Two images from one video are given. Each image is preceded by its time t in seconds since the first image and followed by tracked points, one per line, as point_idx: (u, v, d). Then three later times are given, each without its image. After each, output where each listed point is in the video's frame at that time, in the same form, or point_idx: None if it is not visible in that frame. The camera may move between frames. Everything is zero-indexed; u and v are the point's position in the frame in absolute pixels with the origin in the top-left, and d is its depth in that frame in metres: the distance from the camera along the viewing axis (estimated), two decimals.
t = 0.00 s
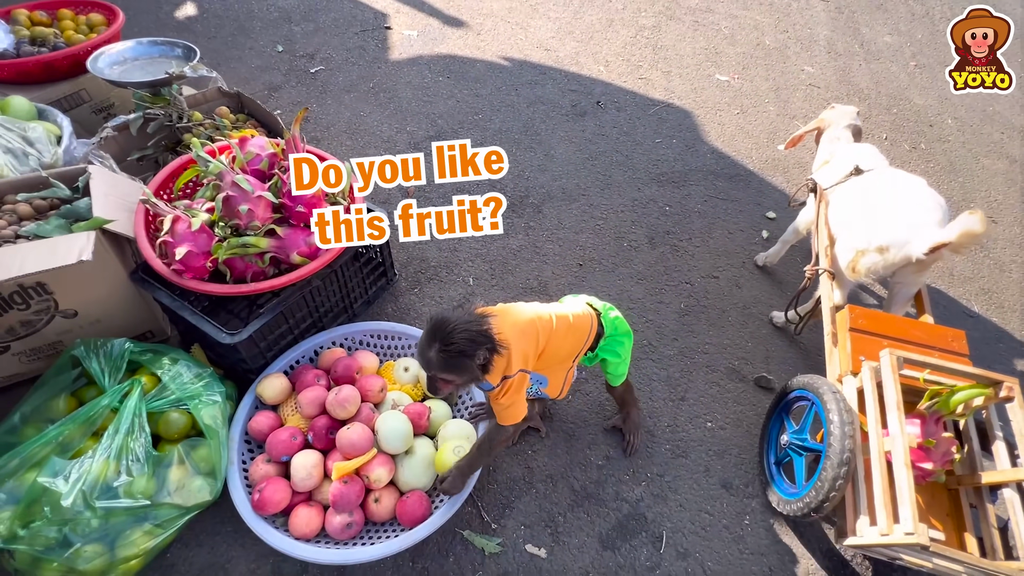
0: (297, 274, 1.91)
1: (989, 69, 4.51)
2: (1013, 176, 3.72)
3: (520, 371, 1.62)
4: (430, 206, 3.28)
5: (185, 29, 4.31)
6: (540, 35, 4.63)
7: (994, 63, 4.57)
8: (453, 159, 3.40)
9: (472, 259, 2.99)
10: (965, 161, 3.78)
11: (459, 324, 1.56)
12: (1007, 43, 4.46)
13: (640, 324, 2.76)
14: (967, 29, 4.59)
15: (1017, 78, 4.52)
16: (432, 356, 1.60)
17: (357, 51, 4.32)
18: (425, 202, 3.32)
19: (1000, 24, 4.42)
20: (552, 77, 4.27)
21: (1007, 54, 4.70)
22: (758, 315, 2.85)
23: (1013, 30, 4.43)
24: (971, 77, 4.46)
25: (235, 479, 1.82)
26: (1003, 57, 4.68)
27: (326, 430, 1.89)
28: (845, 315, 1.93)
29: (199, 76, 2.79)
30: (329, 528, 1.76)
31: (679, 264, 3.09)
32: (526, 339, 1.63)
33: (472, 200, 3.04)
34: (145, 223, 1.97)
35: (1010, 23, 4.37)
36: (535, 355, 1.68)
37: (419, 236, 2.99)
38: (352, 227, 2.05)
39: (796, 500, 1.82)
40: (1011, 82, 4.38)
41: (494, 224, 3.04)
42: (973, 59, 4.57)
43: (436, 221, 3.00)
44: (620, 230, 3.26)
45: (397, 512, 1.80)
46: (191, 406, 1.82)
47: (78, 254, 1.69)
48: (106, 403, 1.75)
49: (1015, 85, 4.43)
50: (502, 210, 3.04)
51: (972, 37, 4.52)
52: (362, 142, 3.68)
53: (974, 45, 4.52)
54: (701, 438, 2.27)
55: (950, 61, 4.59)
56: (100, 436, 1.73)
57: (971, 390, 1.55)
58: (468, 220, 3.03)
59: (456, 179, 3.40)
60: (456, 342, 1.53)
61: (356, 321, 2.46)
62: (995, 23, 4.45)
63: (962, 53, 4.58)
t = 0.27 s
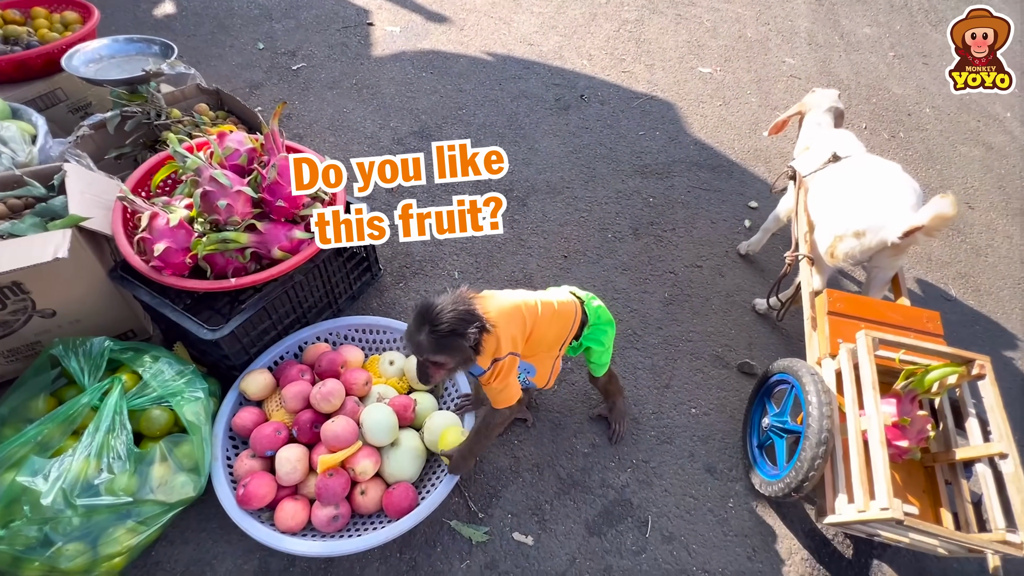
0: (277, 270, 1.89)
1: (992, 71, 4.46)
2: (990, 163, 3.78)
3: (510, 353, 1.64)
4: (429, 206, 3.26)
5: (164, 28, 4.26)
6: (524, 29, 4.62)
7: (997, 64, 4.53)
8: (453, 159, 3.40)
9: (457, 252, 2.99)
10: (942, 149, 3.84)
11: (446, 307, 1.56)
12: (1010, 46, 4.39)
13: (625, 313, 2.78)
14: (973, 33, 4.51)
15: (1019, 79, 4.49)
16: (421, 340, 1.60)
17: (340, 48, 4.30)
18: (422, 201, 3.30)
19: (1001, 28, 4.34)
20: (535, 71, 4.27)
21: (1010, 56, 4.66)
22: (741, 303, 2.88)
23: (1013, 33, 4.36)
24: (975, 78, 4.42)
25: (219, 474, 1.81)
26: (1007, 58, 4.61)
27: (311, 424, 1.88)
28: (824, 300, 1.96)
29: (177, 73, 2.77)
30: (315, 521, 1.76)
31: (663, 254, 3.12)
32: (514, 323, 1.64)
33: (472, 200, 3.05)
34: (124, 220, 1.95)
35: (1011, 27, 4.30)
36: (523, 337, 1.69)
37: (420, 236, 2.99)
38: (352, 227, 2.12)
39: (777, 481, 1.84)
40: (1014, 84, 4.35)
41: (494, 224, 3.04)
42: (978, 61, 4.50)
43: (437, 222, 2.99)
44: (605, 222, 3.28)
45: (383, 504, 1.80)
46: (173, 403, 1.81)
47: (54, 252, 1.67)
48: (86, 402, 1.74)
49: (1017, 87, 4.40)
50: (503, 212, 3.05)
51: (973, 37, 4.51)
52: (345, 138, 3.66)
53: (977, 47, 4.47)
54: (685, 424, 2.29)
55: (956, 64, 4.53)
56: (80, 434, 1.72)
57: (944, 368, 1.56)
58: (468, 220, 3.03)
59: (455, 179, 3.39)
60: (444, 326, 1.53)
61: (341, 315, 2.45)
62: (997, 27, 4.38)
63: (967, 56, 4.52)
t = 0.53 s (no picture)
0: (242, 270, 1.88)
1: (993, 71, 4.41)
2: (946, 143, 3.89)
3: (514, 335, 1.73)
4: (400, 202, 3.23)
5: (120, 29, 4.15)
6: (491, 24, 4.61)
7: (998, 64, 4.46)
8: (453, 159, 3.43)
9: (430, 247, 2.97)
10: (902, 132, 3.94)
11: (457, 306, 1.59)
12: (1009, 44, 4.30)
13: (599, 302, 2.79)
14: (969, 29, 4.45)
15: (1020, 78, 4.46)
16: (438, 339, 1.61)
17: (304, 45, 4.23)
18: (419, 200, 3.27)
19: (1001, 25, 4.28)
20: (504, 65, 4.26)
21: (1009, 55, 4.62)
22: (713, 287, 2.93)
23: (1013, 30, 4.28)
24: (975, 78, 4.38)
25: (189, 480, 1.79)
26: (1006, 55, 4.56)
27: (283, 424, 1.86)
28: (788, 279, 2.00)
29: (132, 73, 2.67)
30: (291, 522, 1.74)
31: (635, 242, 3.15)
32: (514, 311, 1.72)
33: (472, 200, 3.12)
34: (78, 224, 1.90)
35: (1010, 25, 4.21)
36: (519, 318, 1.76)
37: (421, 236, 2.99)
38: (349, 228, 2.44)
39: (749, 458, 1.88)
40: (1013, 83, 4.32)
41: (494, 224, 3.08)
42: (978, 60, 4.43)
43: (437, 221, 3.04)
44: (577, 213, 3.29)
45: (360, 501, 1.79)
46: (138, 409, 1.77)
47: (4, 258, 1.61)
48: (44, 412, 1.70)
49: (1018, 86, 4.37)
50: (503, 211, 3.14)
51: (970, 33, 4.43)
52: (312, 136, 3.61)
53: (977, 46, 4.38)
54: (660, 407, 2.32)
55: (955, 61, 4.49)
56: (40, 446, 1.68)
57: (903, 339, 1.61)
58: (468, 220, 3.07)
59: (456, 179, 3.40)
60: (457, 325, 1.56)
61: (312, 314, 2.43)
62: (997, 23, 4.30)
63: (966, 54, 4.44)
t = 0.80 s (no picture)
0: (194, 279, 1.84)
1: (990, 69, 4.52)
2: (890, 122, 4.03)
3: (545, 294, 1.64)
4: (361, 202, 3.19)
5: (56, 35, 3.98)
6: (447, 20, 4.57)
7: (995, 63, 4.53)
8: (453, 160, 3.51)
9: (393, 246, 2.95)
10: (849, 113, 4.07)
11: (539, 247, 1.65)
12: (1007, 43, 4.37)
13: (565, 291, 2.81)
14: (967, 28, 4.52)
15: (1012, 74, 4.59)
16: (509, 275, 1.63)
17: (255, 47, 4.14)
18: (420, 200, 3.29)
19: (1000, 24, 4.33)
20: (461, 60, 4.24)
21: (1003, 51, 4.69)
22: (675, 271, 2.98)
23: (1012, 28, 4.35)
24: (970, 77, 4.47)
25: (148, 497, 1.74)
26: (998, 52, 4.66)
27: (245, 434, 1.82)
28: (744, 259, 2.04)
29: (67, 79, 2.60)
30: (258, 534, 1.72)
31: (598, 231, 3.18)
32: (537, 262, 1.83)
33: (472, 201, 3.24)
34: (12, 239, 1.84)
35: (1009, 23, 4.28)
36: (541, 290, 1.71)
37: (421, 235, 3.04)
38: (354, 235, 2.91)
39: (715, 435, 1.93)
40: (1011, 82, 4.45)
41: (493, 224, 3.20)
42: (974, 58, 4.51)
43: (437, 222, 3.12)
44: (540, 205, 3.31)
45: (329, 507, 1.77)
46: (88, 429, 1.72)
47: None
48: None
49: (1015, 84, 4.51)
50: (504, 212, 3.26)
51: (968, 35, 4.49)
52: (267, 139, 3.53)
53: (975, 45, 4.46)
54: (629, 391, 2.36)
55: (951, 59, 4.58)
56: None
57: (853, 309, 1.67)
58: (469, 221, 3.17)
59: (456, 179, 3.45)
60: (554, 267, 1.59)
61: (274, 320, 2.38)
62: (996, 22, 4.36)
63: (964, 52, 4.52)
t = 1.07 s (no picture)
0: (141, 290, 1.80)
1: (991, 67, 4.58)
2: (833, 106, 4.17)
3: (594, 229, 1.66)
4: (317, 205, 3.16)
5: None
6: (400, 20, 4.54)
7: (996, 61, 4.60)
8: (453, 160, 3.50)
9: (353, 249, 2.92)
10: (796, 99, 4.20)
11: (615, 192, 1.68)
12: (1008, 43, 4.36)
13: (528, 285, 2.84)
14: (967, 28, 4.52)
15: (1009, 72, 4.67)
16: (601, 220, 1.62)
17: (201, 53, 4.04)
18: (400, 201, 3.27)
19: (1001, 24, 4.32)
20: (416, 60, 4.22)
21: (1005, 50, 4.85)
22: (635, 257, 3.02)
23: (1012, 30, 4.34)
24: (971, 77, 4.56)
25: (104, 518, 1.71)
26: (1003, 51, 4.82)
27: (203, 445, 1.79)
28: (694, 242, 2.11)
29: None
30: (222, 545, 1.69)
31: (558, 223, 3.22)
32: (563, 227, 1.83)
33: (472, 201, 3.23)
34: None
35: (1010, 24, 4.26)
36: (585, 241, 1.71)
37: (421, 235, 3.05)
38: (348, 228, 2.97)
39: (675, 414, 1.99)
40: (1013, 80, 4.51)
41: (494, 224, 3.17)
42: (975, 58, 4.55)
43: (437, 222, 3.12)
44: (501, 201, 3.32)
45: (295, 512, 1.76)
46: (35, 452, 1.68)
47: None
48: None
49: (1016, 83, 4.57)
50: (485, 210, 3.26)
51: (972, 37, 4.45)
52: (218, 146, 3.46)
53: (976, 45, 4.46)
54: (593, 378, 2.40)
55: (954, 58, 4.70)
56: None
57: (797, 285, 1.75)
58: (469, 221, 3.16)
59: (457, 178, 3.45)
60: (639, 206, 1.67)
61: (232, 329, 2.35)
62: (997, 22, 4.35)
63: (965, 52, 4.57)
